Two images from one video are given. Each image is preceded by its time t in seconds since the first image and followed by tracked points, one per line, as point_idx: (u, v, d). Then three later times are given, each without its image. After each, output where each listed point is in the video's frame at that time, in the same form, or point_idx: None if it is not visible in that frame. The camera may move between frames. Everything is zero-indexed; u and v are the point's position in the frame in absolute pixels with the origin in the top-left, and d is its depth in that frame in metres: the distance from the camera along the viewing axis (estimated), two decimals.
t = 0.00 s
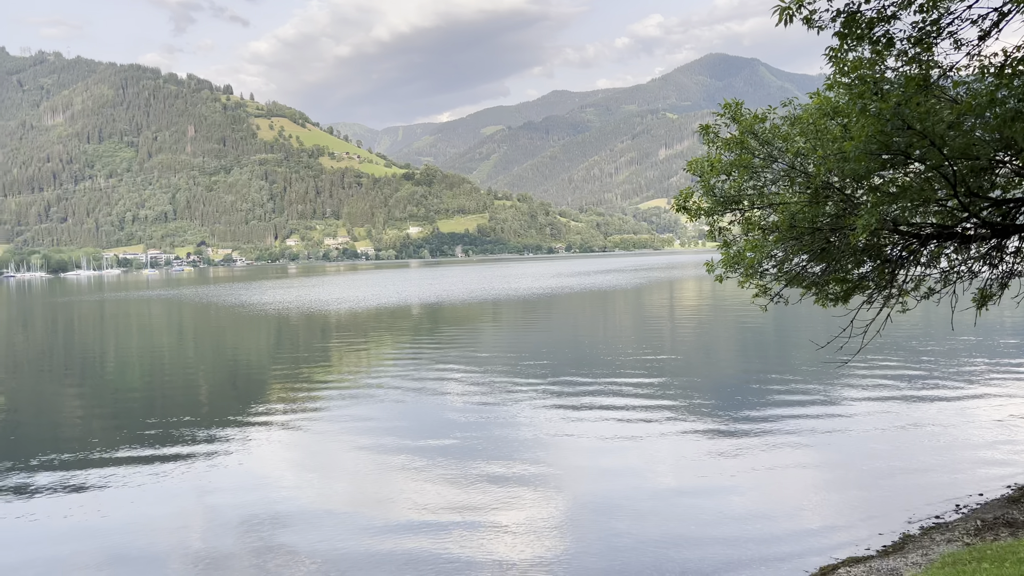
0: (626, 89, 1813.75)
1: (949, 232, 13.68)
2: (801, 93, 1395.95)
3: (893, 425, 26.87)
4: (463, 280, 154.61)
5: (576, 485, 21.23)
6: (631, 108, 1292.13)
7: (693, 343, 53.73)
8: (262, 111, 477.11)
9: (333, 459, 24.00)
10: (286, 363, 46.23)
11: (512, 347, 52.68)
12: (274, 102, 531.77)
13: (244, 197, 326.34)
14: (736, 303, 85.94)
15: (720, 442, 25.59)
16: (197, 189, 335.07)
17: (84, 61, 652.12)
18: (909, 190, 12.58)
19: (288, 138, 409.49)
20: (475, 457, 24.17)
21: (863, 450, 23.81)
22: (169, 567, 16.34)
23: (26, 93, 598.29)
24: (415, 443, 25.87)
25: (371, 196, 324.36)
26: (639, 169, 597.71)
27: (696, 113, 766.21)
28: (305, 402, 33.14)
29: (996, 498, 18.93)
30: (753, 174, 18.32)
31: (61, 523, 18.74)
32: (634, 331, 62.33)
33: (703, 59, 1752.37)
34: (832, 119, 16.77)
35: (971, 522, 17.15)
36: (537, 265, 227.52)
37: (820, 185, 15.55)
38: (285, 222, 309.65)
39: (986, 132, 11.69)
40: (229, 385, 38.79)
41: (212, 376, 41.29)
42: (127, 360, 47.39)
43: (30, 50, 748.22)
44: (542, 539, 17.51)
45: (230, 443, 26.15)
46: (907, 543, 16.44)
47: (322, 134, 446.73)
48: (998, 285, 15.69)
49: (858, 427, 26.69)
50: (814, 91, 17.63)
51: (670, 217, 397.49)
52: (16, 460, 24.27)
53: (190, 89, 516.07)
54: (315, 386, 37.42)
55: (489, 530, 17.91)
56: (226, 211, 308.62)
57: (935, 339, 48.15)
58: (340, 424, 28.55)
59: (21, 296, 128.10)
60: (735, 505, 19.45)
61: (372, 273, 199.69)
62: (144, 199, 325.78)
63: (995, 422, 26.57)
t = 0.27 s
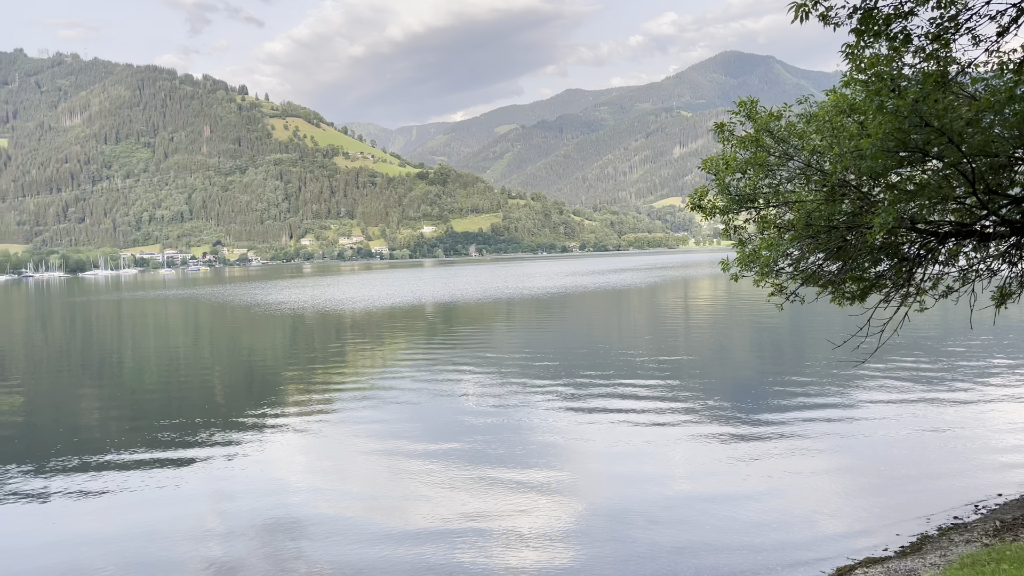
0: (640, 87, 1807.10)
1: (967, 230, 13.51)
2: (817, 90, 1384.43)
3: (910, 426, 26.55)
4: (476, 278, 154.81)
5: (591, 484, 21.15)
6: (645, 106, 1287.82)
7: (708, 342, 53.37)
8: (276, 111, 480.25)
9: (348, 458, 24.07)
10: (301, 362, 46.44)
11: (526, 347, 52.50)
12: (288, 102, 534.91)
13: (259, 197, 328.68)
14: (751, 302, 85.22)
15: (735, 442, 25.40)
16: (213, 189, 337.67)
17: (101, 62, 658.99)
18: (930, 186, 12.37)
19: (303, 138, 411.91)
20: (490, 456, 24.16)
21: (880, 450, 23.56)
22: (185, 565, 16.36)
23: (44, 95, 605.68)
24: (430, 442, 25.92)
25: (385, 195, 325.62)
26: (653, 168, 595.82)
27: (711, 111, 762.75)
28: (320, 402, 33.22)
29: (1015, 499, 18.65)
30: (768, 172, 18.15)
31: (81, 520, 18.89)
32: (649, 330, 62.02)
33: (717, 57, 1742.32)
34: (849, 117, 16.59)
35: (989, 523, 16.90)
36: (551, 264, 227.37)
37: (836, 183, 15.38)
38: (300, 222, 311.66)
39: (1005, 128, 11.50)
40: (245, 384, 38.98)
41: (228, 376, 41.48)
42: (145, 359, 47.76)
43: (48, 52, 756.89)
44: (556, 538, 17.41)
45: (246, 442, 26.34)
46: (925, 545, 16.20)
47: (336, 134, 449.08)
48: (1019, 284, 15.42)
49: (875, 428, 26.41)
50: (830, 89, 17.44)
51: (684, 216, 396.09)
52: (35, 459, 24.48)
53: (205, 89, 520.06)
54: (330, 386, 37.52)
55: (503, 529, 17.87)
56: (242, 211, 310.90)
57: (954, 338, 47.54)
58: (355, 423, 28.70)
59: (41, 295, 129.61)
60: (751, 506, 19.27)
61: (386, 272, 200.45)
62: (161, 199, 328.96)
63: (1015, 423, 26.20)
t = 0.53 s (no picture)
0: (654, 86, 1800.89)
1: (985, 229, 13.34)
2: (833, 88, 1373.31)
3: (928, 427, 26.27)
4: (490, 279, 155.22)
5: (605, 481, 21.26)
6: (659, 105, 1283.94)
7: (724, 342, 53.09)
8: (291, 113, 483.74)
9: (364, 456, 24.31)
10: (315, 363, 46.65)
11: (540, 347, 52.44)
12: (303, 103, 538.63)
13: (274, 198, 331.14)
14: (766, 302, 84.65)
15: (750, 443, 25.23)
16: (229, 191, 340.66)
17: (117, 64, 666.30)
18: (947, 184, 12.19)
19: (317, 139, 414.70)
20: (506, 454, 24.32)
21: (897, 451, 23.32)
22: (202, 560, 16.48)
23: (63, 97, 613.86)
24: (444, 442, 26.01)
25: (399, 196, 327.15)
26: (667, 168, 593.81)
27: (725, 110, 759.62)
28: (334, 402, 33.36)
29: None
30: (783, 171, 18.01)
31: (98, 515, 19.09)
32: (664, 330, 61.77)
33: (732, 56, 1732.45)
34: (865, 115, 16.45)
35: (1009, 524, 16.65)
36: (564, 264, 227.44)
37: (853, 181, 15.23)
38: (314, 222, 313.92)
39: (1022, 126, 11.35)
40: (260, 384, 39.26)
41: (243, 376, 41.80)
42: (161, 360, 48.26)
43: (66, 55, 767.70)
44: (571, 535, 17.46)
45: (261, 441, 26.50)
46: (942, 546, 16.02)
47: (350, 135, 451.59)
48: None
49: (894, 429, 26.11)
50: (847, 86, 17.29)
51: (698, 216, 394.72)
52: (54, 457, 24.71)
53: (221, 91, 524.67)
54: (345, 386, 37.71)
55: (517, 526, 17.96)
56: (257, 212, 313.42)
57: (973, 338, 46.92)
58: (370, 423, 28.83)
59: (59, 296, 131.51)
60: (766, 502, 19.21)
61: (400, 272, 201.42)
62: (177, 201, 332.26)
63: None
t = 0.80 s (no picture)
0: (668, 86, 1794.30)
1: (1006, 228, 13.10)
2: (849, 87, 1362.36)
3: (947, 429, 25.95)
4: (504, 280, 155.41)
5: (620, 485, 21.14)
6: (673, 105, 1279.92)
7: (739, 342, 52.93)
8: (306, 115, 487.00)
9: (379, 457, 24.38)
10: (331, 363, 47.09)
11: (554, 348, 52.34)
12: (317, 106, 541.93)
13: (290, 200, 333.48)
14: (783, 302, 84.04)
15: (766, 445, 25.04)
16: (245, 193, 343.46)
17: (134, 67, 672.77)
18: (967, 184, 12.01)
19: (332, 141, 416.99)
20: (520, 455, 24.30)
21: (917, 454, 23.02)
22: (219, 563, 16.56)
23: (80, 100, 620.57)
24: (458, 443, 26.03)
25: (413, 197, 328.54)
26: (682, 168, 591.19)
27: (740, 109, 755.10)
28: (350, 403, 33.63)
29: None
30: (799, 171, 17.80)
31: (116, 517, 19.28)
32: (679, 330, 61.63)
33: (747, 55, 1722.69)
34: (883, 114, 16.26)
35: None
36: (579, 264, 227.37)
37: (869, 182, 15.06)
38: (329, 224, 315.93)
39: None
40: (276, 384, 39.66)
41: (259, 377, 42.05)
42: (179, 360, 48.84)
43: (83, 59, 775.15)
44: (586, 539, 17.38)
45: (276, 443, 26.64)
46: (962, 548, 15.81)
47: (365, 137, 453.95)
48: None
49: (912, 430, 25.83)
50: (864, 85, 17.07)
51: (713, 215, 393.10)
52: (74, 458, 25.03)
53: (236, 94, 528.91)
54: (360, 387, 37.82)
55: (532, 528, 17.94)
56: (273, 213, 315.67)
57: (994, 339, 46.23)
58: (384, 424, 28.87)
59: (78, 298, 133.16)
60: (783, 505, 19.03)
61: (414, 273, 202.15)
62: (194, 203, 335.33)
63: None
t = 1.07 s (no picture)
0: (683, 86, 1788.43)
1: None
2: (866, 86, 1351.84)
3: (968, 428, 25.63)
4: (520, 281, 155.96)
5: (636, 488, 21.04)
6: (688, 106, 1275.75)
7: (754, 343, 52.92)
8: (321, 118, 490.44)
9: (394, 460, 24.50)
10: (348, 364, 47.67)
11: (569, 349, 52.55)
12: (332, 109, 545.35)
13: (305, 202, 336.05)
14: (799, 302, 83.71)
15: (783, 445, 24.92)
16: (261, 196, 346.51)
17: (150, 71, 680.17)
18: (985, 183, 11.88)
19: (347, 144, 419.61)
20: (536, 459, 24.25)
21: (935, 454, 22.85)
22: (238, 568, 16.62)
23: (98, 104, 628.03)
24: (474, 446, 26.07)
25: (428, 199, 330.03)
26: (696, 168, 589.46)
27: (755, 109, 751.66)
28: (366, 404, 33.94)
29: None
30: (816, 171, 17.67)
31: (136, 519, 19.57)
32: (693, 331, 61.67)
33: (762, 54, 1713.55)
34: (902, 112, 16.10)
35: None
36: (594, 265, 227.09)
37: (888, 180, 14.91)
38: (345, 226, 318.21)
39: None
40: (292, 385, 40.21)
41: (276, 378, 42.53)
42: (198, 362, 49.62)
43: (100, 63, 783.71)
44: (604, 543, 17.32)
45: (294, 444, 26.91)
46: (984, 551, 15.57)
47: (380, 139, 456.57)
48: None
49: (931, 431, 25.53)
50: (882, 84, 16.90)
51: (728, 216, 391.43)
52: (95, 458, 25.42)
53: (252, 97, 533.25)
54: (377, 387, 38.23)
55: (549, 532, 17.89)
56: (289, 216, 318.39)
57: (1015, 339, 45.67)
58: (400, 427, 29.09)
59: (96, 300, 134.90)
60: (802, 509, 18.86)
61: (430, 276, 203.03)
62: (210, 206, 338.53)
63: None
